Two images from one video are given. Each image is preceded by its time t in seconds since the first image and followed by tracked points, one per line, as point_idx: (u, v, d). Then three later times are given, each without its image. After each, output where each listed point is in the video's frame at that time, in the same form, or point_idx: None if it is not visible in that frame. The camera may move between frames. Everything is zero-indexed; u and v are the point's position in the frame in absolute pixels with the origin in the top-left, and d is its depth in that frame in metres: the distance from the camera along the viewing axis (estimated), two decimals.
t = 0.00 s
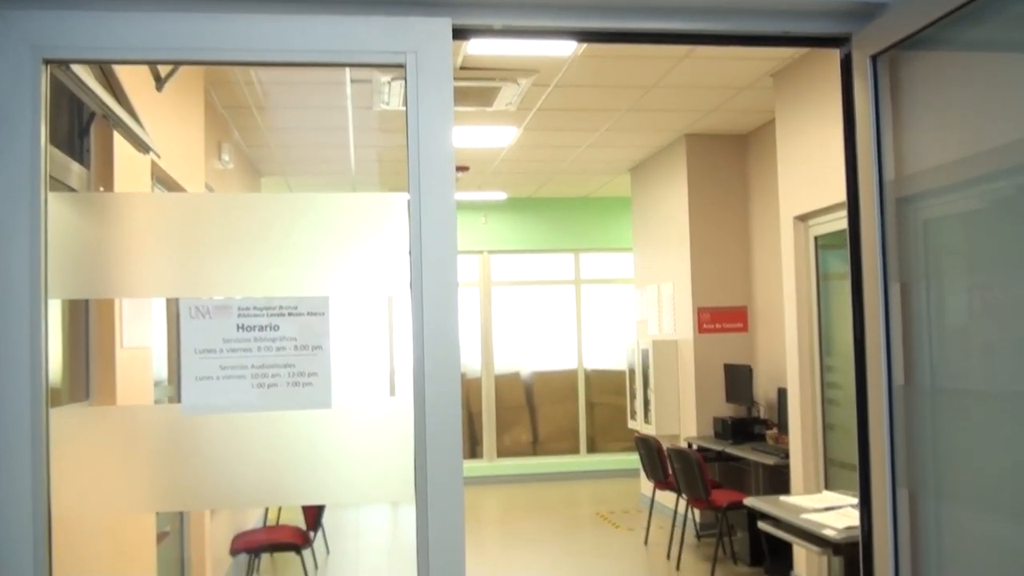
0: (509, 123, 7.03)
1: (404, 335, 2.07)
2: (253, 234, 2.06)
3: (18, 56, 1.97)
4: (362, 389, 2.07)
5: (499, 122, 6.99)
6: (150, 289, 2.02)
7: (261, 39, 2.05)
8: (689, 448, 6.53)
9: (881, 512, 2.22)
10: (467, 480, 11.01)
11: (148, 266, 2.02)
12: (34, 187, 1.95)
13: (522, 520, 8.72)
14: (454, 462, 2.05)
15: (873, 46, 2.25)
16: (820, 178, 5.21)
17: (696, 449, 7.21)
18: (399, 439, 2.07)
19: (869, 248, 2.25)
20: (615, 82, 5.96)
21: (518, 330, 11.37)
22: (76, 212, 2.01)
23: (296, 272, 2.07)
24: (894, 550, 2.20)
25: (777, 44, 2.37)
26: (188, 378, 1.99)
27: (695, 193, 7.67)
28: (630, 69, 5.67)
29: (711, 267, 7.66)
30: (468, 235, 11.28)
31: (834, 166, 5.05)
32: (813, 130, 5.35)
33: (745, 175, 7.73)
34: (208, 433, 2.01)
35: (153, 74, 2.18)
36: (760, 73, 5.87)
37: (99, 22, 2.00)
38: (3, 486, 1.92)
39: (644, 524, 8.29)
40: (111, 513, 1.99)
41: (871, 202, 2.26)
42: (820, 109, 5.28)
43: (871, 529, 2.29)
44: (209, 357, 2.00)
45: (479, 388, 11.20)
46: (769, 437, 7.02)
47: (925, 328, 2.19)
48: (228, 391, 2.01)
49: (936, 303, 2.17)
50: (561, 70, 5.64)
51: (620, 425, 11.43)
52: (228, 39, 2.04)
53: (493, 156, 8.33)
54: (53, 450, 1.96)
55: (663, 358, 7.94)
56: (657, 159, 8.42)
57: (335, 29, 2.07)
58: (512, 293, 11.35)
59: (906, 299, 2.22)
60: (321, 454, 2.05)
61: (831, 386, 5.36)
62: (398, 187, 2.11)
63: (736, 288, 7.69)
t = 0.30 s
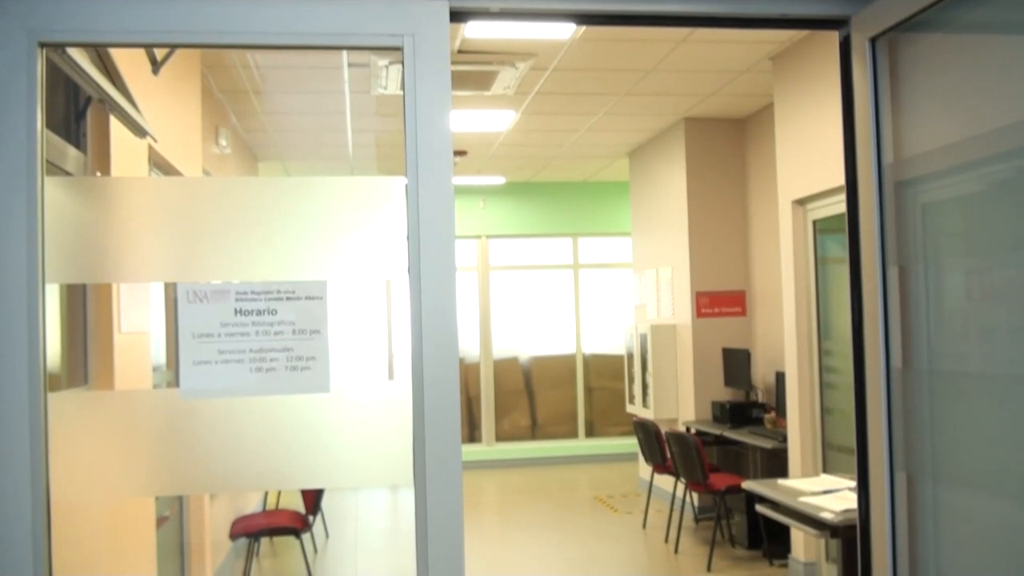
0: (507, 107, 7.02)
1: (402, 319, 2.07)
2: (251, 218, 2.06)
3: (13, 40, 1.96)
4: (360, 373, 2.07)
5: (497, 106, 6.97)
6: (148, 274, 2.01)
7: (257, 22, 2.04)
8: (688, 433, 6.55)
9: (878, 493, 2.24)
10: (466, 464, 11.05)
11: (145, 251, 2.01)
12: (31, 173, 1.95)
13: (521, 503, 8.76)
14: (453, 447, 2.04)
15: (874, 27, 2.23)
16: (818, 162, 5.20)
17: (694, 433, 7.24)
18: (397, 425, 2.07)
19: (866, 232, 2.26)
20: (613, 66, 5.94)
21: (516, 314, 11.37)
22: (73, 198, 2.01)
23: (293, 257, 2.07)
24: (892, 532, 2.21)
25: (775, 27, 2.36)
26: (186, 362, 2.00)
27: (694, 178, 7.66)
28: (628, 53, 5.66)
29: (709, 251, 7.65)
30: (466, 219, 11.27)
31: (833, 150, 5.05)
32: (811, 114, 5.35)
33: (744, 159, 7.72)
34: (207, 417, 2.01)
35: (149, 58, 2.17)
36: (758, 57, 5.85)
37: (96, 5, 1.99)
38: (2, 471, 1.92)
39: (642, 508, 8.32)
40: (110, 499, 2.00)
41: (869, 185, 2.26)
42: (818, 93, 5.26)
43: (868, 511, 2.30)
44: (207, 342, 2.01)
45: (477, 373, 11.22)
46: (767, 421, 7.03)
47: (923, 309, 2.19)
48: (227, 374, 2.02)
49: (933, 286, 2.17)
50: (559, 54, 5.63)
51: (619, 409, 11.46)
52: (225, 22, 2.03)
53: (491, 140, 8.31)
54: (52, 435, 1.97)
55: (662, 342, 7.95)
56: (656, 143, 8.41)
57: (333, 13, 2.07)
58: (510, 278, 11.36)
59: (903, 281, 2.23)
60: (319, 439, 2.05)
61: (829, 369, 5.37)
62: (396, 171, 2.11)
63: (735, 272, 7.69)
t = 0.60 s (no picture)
0: (505, 89, 6.99)
1: (399, 302, 2.07)
2: (248, 202, 2.05)
3: (7, 20, 1.94)
4: (358, 355, 2.07)
5: (495, 89, 6.94)
6: (144, 257, 2.01)
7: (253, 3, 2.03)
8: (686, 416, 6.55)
9: (875, 475, 2.23)
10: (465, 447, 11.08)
11: (141, 235, 2.01)
12: (27, 155, 1.94)
13: (519, 486, 8.79)
14: (449, 432, 2.04)
15: (874, 7, 2.21)
16: (817, 144, 5.19)
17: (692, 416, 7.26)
18: (395, 409, 2.07)
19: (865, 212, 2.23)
20: (611, 48, 5.92)
21: (514, 297, 11.38)
22: (69, 180, 2.00)
23: (291, 241, 2.06)
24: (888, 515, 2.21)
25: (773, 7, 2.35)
26: (183, 345, 1.99)
27: (692, 162, 7.65)
28: (626, 35, 5.63)
29: (707, 235, 7.65)
30: (464, 203, 11.25)
31: (831, 132, 5.04)
32: (810, 95, 5.33)
33: (742, 142, 7.71)
34: (205, 400, 2.01)
35: (144, 40, 2.16)
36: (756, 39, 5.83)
37: None
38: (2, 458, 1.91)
39: (640, 490, 8.35)
40: (109, 480, 2.00)
41: (865, 166, 2.24)
42: (817, 75, 5.24)
43: (865, 492, 2.27)
44: (204, 325, 2.01)
45: (475, 356, 11.23)
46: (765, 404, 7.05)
47: (920, 291, 2.20)
48: (224, 358, 2.02)
49: (931, 267, 2.18)
50: (557, 36, 5.60)
51: (617, 393, 11.50)
52: (221, 3, 2.02)
53: (489, 123, 8.28)
54: (50, 418, 1.96)
55: (660, 326, 7.96)
56: (654, 126, 8.39)
57: None
58: (508, 261, 11.36)
59: (901, 263, 2.22)
60: (318, 422, 2.05)
61: (827, 352, 5.38)
62: (393, 154, 2.10)
63: (733, 256, 7.69)
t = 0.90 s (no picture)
0: (502, 75, 6.97)
1: (397, 287, 2.06)
2: (245, 188, 2.05)
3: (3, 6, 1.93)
4: (356, 341, 2.07)
5: (493, 74, 6.92)
6: (140, 243, 2.00)
7: None
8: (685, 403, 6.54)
9: (873, 454, 2.32)
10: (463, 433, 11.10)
11: (138, 221, 2.00)
12: (23, 141, 1.93)
13: (518, 472, 8.81)
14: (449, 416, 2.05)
15: None
16: (816, 129, 5.18)
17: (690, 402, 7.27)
18: (393, 396, 2.07)
19: (864, 196, 2.33)
20: (608, 33, 5.90)
21: (512, 283, 11.37)
22: (66, 166, 1.99)
23: (290, 227, 2.06)
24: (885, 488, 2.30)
25: None
26: (181, 331, 1.99)
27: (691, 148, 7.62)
28: (624, 20, 5.61)
29: (705, 221, 7.64)
30: (462, 189, 11.22)
31: (830, 117, 5.03)
32: (808, 81, 5.31)
33: (740, 128, 7.69)
34: (204, 386, 2.01)
35: (139, 25, 2.15)
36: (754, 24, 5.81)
37: None
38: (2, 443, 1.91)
39: (638, 476, 8.38)
40: (108, 466, 2.00)
41: (866, 152, 2.33)
42: (815, 60, 5.22)
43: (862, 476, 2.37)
44: (202, 311, 2.01)
45: (473, 343, 11.24)
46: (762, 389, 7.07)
47: (918, 274, 2.22)
48: (223, 344, 2.02)
49: (930, 252, 2.18)
50: (555, 21, 5.58)
51: (615, 378, 11.52)
52: None
53: (487, 109, 8.26)
54: (48, 405, 1.96)
55: (659, 312, 7.97)
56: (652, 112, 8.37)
57: None
58: (506, 248, 11.35)
59: (899, 246, 2.27)
60: (316, 409, 2.05)
61: (824, 337, 5.39)
62: (390, 140, 2.09)
63: (731, 242, 7.69)
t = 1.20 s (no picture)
0: (500, 61, 6.95)
1: (395, 273, 2.05)
2: (243, 174, 2.04)
3: None
4: (355, 327, 2.07)
5: (491, 60, 6.90)
6: (138, 230, 2.00)
7: None
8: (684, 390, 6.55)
9: (870, 437, 2.33)
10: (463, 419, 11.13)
11: (136, 208, 1.99)
12: (20, 128, 1.93)
13: (517, 458, 8.84)
14: (448, 403, 2.04)
15: None
16: (815, 115, 5.17)
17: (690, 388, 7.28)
18: (392, 383, 2.07)
19: (863, 181, 2.32)
20: (607, 19, 5.88)
21: (511, 269, 11.37)
22: (63, 153, 1.98)
23: (289, 212, 2.06)
24: (884, 473, 2.31)
25: None
26: (180, 317, 1.99)
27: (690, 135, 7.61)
28: (622, 5, 5.59)
29: (704, 207, 7.64)
30: (460, 175, 11.20)
31: (829, 103, 5.01)
32: (808, 66, 5.30)
33: (739, 115, 7.68)
34: (203, 371, 2.01)
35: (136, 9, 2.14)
36: (753, 9, 5.79)
37: None
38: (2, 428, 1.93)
39: (637, 462, 8.40)
40: (108, 455, 2.02)
41: (864, 137, 2.33)
42: (815, 46, 5.20)
43: (860, 459, 2.39)
44: (199, 297, 2.00)
45: (472, 329, 11.24)
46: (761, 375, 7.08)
47: (917, 259, 2.21)
48: (222, 330, 2.01)
49: (929, 238, 2.18)
50: (553, 6, 5.56)
51: (615, 365, 11.54)
52: None
53: (486, 95, 8.24)
54: (47, 391, 1.97)
55: (662, 297, 8.01)
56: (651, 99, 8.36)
57: None
58: (505, 234, 11.35)
59: (898, 231, 2.27)
60: (315, 395, 2.05)
61: (823, 323, 5.39)
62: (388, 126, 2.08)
63: (730, 228, 7.69)
